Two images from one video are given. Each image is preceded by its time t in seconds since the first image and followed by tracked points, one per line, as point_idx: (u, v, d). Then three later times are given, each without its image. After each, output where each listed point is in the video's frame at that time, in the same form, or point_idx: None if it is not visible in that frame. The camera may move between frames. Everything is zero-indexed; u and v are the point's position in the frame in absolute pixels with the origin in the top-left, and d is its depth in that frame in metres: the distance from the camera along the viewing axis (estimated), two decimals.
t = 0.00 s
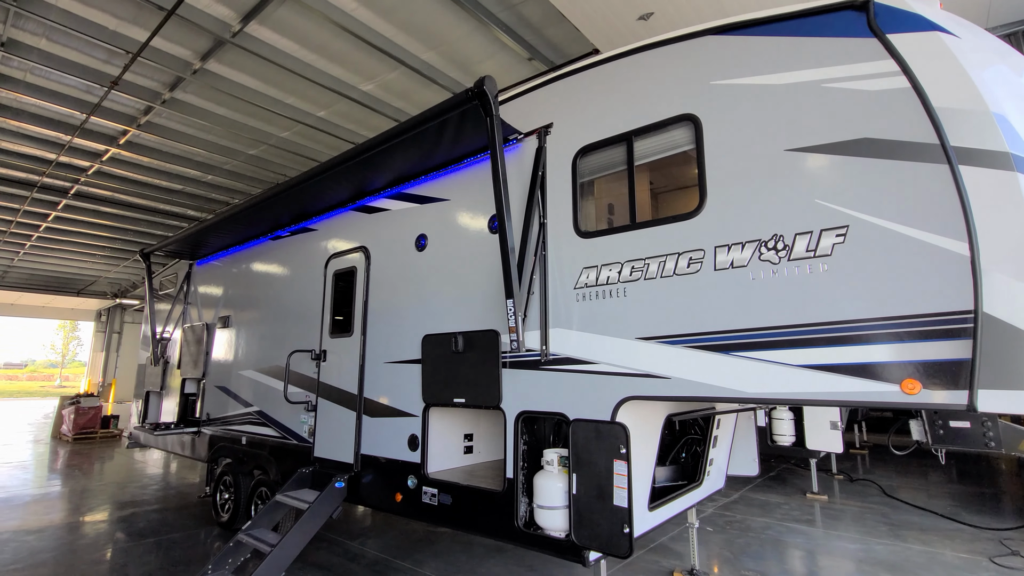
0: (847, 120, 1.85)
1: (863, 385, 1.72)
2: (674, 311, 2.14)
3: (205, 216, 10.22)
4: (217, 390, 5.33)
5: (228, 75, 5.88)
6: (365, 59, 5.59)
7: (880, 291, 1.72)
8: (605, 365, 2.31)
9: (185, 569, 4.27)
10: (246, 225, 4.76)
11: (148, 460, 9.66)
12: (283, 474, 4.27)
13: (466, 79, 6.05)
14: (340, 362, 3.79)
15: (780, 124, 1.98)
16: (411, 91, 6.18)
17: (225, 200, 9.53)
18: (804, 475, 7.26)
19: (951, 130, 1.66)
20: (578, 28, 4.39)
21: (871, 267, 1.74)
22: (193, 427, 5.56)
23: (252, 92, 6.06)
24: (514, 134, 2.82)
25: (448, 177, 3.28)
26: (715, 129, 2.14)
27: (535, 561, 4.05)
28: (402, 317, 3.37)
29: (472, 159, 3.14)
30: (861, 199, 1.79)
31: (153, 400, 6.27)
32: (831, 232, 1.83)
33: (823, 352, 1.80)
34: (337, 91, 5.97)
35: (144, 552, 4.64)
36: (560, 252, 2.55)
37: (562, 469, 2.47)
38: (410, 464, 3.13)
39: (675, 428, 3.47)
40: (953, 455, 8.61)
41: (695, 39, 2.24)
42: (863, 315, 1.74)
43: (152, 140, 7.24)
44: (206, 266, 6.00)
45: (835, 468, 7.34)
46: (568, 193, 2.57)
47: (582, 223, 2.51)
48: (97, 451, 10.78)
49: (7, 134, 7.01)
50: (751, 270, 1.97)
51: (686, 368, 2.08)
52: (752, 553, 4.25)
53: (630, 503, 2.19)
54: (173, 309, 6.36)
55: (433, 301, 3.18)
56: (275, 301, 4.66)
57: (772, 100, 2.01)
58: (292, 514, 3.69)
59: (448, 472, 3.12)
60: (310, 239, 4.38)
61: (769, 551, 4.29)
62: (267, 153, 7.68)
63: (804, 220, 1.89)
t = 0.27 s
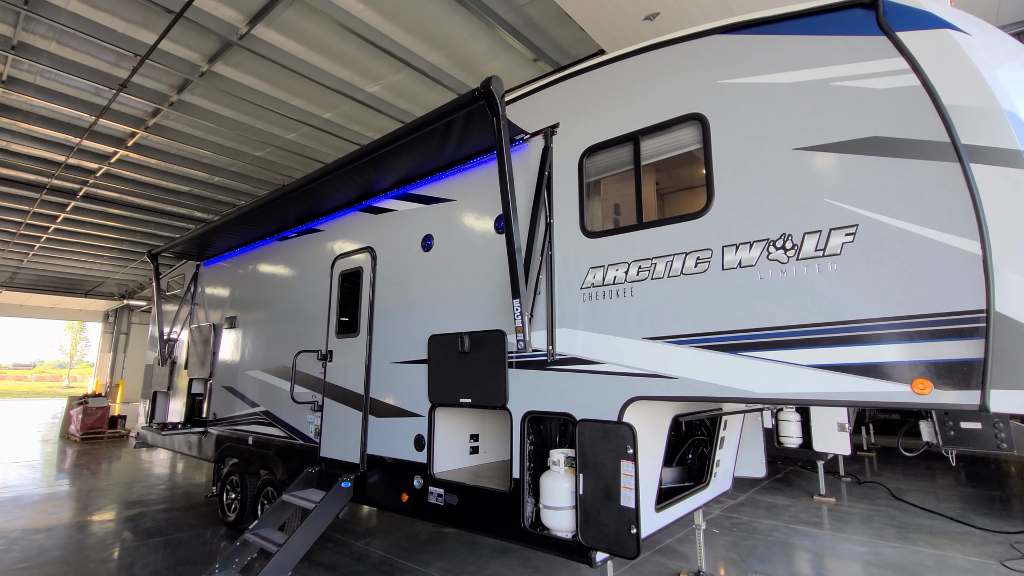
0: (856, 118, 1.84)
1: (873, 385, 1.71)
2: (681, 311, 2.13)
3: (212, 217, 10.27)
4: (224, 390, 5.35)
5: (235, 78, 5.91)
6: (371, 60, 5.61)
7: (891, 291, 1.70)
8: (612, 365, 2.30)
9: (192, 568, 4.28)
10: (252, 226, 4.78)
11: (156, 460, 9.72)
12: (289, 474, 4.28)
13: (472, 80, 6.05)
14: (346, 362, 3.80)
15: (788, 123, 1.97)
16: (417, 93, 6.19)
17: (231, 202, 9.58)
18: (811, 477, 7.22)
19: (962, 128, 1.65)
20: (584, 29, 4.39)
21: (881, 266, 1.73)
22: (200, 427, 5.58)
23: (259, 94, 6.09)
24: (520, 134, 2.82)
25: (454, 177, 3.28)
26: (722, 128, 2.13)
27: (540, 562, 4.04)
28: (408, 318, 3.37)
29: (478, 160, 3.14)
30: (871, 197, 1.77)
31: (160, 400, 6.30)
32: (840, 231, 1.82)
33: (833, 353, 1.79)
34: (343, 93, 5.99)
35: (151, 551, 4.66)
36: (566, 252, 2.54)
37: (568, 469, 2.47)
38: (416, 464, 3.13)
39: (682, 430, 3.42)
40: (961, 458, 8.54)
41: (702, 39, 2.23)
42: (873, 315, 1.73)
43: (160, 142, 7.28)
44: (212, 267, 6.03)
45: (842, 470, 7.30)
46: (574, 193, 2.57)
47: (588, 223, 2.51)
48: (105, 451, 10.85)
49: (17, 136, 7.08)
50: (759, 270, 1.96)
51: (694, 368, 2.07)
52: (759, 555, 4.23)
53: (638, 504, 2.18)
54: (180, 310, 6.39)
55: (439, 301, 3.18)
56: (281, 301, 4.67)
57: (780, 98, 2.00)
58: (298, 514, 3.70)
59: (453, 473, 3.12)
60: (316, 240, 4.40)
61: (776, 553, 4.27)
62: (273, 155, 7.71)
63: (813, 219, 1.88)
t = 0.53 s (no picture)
0: (859, 119, 1.84)
1: (876, 386, 1.71)
2: (684, 312, 2.13)
3: (217, 218, 10.32)
4: (228, 391, 5.37)
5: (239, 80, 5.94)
6: (375, 63, 5.63)
7: (894, 292, 1.70)
8: (615, 366, 2.30)
9: (197, 568, 4.30)
10: (257, 227, 4.80)
11: (161, 460, 9.76)
12: (293, 474, 4.29)
13: (475, 82, 6.07)
14: (350, 363, 3.81)
15: (791, 124, 1.97)
16: (421, 95, 6.21)
17: (236, 203, 9.62)
18: (816, 479, 7.19)
19: (966, 130, 1.64)
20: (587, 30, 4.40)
21: (884, 267, 1.72)
22: (204, 427, 5.60)
23: (264, 97, 6.12)
24: (523, 136, 2.83)
25: (457, 179, 3.29)
26: (724, 130, 2.13)
27: (543, 563, 4.04)
28: (411, 319, 3.38)
29: (481, 161, 3.15)
30: (874, 199, 1.77)
31: (165, 400, 6.32)
32: (843, 232, 1.82)
33: (836, 354, 1.79)
34: (347, 95, 6.01)
35: (156, 551, 4.69)
36: (569, 254, 2.54)
37: (571, 470, 2.47)
38: (420, 465, 3.13)
39: (686, 430, 3.41)
40: (967, 460, 8.49)
41: (705, 40, 2.23)
42: (877, 317, 1.73)
43: (165, 144, 7.32)
44: (217, 268, 6.05)
45: (847, 472, 7.26)
46: (577, 194, 2.57)
47: (591, 225, 2.51)
48: (110, 451, 10.90)
49: (24, 138, 7.14)
50: (762, 271, 1.97)
51: (696, 369, 2.07)
52: (763, 557, 4.22)
53: (640, 505, 2.18)
54: (185, 311, 6.42)
55: (443, 302, 3.19)
56: (285, 303, 4.69)
57: (783, 100, 2.00)
58: (302, 514, 3.72)
59: (457, 473, 3.12)
60: (320, 241, 4.41)
61: (780, 555, 4.26)
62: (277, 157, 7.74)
63: (815, 220, 1.88)
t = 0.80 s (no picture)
0: (857, 119, 1.83)
1: (875, 387, 1.70)
2: (683, 313, 2.13)
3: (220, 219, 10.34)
4: (230, 391, 5.38)
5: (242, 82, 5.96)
6: (377, 64, 5.64)
7: (892, 292, 1.70)
8: (614, 367, 2.30)
9: (199, 568, 4.32)
10: (258, 228, 4.81)
11: (164, 460, 9.79)
12: (294, 474, 4.30)
13: (477, 83, 6.08)
14: (350, 364, 3.82)
15: (789, 125, 1.97)
16: (422, 96, 6.22)
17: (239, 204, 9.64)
18: (818, 480, 7.17)
19: (964, 130, 1.64)
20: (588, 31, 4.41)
21: (883, 268, 1.72)
22: (206, 428, 5.62)
23: (266, 98, 6.14)
24: (523, 137, 2.83)
25: (457, 180, 3.30)
26: (723, 131, 2.13)
27: (544, 564, 4.04)
28: (411, 319, 3.39)
29: (481, 162, 3.15)
30: (872, 199, 1.77)
31: (168, 400, 6.34)
32: (841, 232, 1.81)
33: (834, 354, 1.79)
34: (349, 96, 6.02)
35: (158, 550, 4.70)
36: (568, 254, 2.55)
37: (570, 471, 2.47)
38: (420, 465, 3.14)
39: (686, 431, 3.40)
40: (971, 461, 8.46)
41: (703, 41, 2.23)
42: (875, 317, 1.72)
43: (168, 145, 7.35)
44: (220, 269, 6.07)
45: (850, 474, 7.24)
46: (576, 195, 2.57)
47: (590, 225, 2.51)
48: (114, 451, 10.94)
49: (28, 140, 7.18)
50: (760, 271, 1.96)
51: (694, 370, 2.07)
52: (765, 559, 4.21)
53: (639, 506, 2.18)
54: (188, 312, 6.44)
55: (443, 303, 3.19)
56: (287, 303, 4.70)
57: (781, 100, 2.00)
58: (303, 514, 3.72)
59: (457, 474, 3.13)
60: (321, 242, 4.43)
61: (782, 557, 4.24)
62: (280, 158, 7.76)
63: (814, 221, 1.87)
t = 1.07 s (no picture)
0: (856, 120, 1.83)
1: (874, 387, 1.70)
2: (682, 313, 2.13)
3: (221, 220, 10.36)
4: (231, 391, 5.39)
5: (243, 82, 5.97)
6: (377, 64, 5.64)
7: (890, 293, 1.70)
8: (613, 367, 2.30)
9: (199, 568, 4.32)
10: (259, 229, 4.82)
11: (165, 460, 9.80)
12: (294, 474, 4.31)
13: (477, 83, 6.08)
14: (351, 364, 3.82)
15: (789, 125, 1.97)
16: (423, 96, 6.22)
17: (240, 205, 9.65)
18: (819, 481, 7.15)
19: (963, 129, 1.64)
20: (589, 31, 4.40)
21: (881, 268, 1.72)
22: (207, 428, 5.63)
23: (267, 99, 6.15)
24: (522, 137, 2.83)
25: (457, 180, 3.30)
26: (721, 131, 2.13)
27: (544, 565, 4.04)
28: (411, 320, 3.39)
29: (481, 163, 3.16)
30: (872, 199, 1.77)
31: (169, 401, 6.35)
32: (841, 232, 1.81)
33: (833, 355, 1.78)
34: (350, 97, 6.03)
35: (159, 550, 4.71)
36: (567, 254, 2.54)
37: (569, 471, 2.47)
38: (419, 465, 3.14)
39: (686, 432, 3.40)
40: (973, 462, 8.43)
41: (703, 41, 2.23)
42: (874, 317, 1.72)
43: (169, 146, 7.36)
44: (221, 269, 6.08)
45: (852, 475, 7.22)
46: (576, 195, 2.57)
47: (589, 225, 2.51)
48: (115, 451, 10.96)
49: (31, 141, 7.19)
50: (759, 272, 1.96)
51: (693, 370, 2.07)
52: (765, 560, 4.20)
53: (638, 507, 2.18)
54: (189, 312, 6.45)
55: (443, 303, 3.20)
56: (287, 304, 4.71)
57: (781, 100, 2.00)
58: (303, 514, 3.73)
59: (456, 474, 3.13)
60: (322, 242, 4.43)
61: (783, 558, 4.24)
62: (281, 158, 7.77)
63: (813, 221, 1.87)
